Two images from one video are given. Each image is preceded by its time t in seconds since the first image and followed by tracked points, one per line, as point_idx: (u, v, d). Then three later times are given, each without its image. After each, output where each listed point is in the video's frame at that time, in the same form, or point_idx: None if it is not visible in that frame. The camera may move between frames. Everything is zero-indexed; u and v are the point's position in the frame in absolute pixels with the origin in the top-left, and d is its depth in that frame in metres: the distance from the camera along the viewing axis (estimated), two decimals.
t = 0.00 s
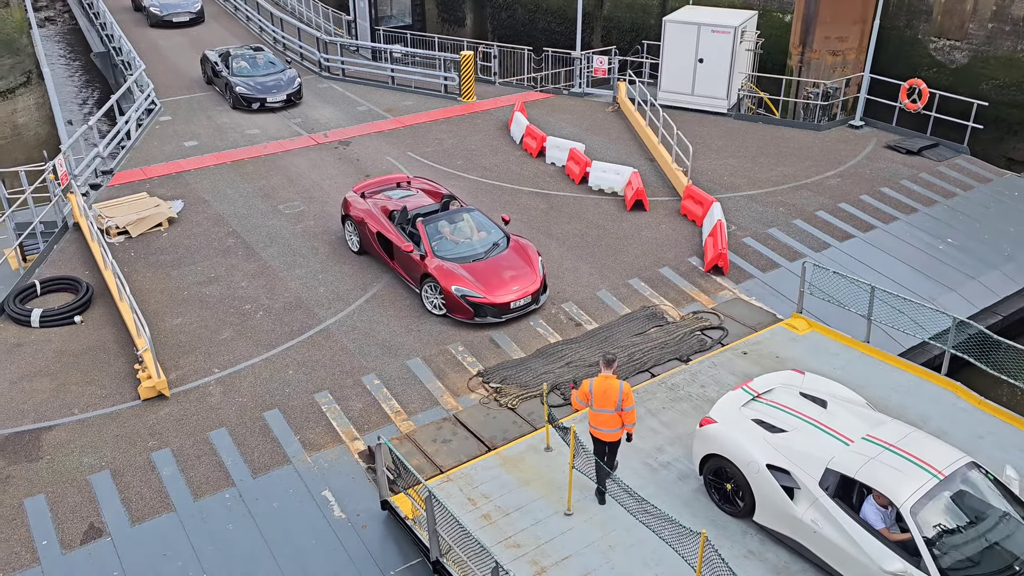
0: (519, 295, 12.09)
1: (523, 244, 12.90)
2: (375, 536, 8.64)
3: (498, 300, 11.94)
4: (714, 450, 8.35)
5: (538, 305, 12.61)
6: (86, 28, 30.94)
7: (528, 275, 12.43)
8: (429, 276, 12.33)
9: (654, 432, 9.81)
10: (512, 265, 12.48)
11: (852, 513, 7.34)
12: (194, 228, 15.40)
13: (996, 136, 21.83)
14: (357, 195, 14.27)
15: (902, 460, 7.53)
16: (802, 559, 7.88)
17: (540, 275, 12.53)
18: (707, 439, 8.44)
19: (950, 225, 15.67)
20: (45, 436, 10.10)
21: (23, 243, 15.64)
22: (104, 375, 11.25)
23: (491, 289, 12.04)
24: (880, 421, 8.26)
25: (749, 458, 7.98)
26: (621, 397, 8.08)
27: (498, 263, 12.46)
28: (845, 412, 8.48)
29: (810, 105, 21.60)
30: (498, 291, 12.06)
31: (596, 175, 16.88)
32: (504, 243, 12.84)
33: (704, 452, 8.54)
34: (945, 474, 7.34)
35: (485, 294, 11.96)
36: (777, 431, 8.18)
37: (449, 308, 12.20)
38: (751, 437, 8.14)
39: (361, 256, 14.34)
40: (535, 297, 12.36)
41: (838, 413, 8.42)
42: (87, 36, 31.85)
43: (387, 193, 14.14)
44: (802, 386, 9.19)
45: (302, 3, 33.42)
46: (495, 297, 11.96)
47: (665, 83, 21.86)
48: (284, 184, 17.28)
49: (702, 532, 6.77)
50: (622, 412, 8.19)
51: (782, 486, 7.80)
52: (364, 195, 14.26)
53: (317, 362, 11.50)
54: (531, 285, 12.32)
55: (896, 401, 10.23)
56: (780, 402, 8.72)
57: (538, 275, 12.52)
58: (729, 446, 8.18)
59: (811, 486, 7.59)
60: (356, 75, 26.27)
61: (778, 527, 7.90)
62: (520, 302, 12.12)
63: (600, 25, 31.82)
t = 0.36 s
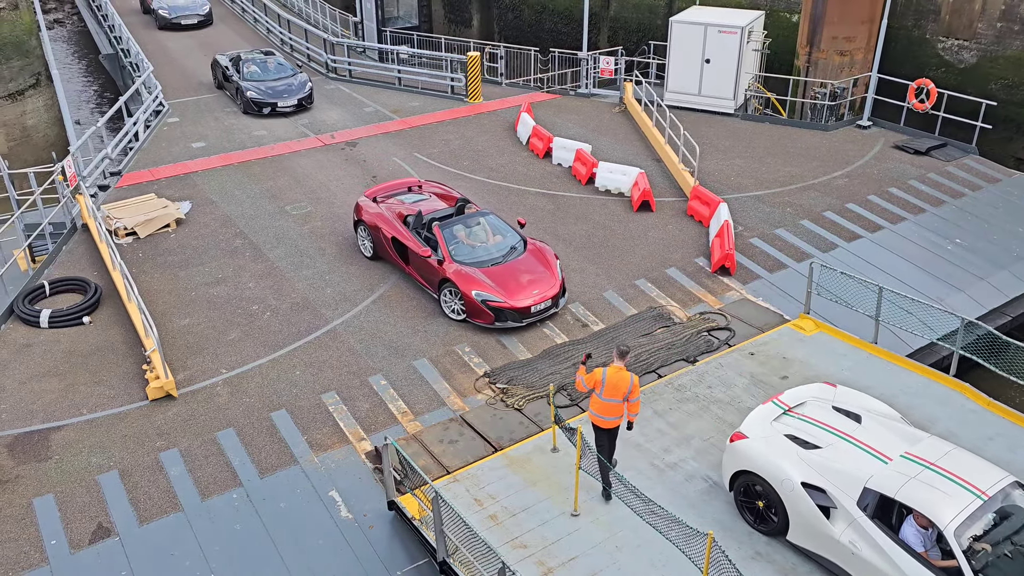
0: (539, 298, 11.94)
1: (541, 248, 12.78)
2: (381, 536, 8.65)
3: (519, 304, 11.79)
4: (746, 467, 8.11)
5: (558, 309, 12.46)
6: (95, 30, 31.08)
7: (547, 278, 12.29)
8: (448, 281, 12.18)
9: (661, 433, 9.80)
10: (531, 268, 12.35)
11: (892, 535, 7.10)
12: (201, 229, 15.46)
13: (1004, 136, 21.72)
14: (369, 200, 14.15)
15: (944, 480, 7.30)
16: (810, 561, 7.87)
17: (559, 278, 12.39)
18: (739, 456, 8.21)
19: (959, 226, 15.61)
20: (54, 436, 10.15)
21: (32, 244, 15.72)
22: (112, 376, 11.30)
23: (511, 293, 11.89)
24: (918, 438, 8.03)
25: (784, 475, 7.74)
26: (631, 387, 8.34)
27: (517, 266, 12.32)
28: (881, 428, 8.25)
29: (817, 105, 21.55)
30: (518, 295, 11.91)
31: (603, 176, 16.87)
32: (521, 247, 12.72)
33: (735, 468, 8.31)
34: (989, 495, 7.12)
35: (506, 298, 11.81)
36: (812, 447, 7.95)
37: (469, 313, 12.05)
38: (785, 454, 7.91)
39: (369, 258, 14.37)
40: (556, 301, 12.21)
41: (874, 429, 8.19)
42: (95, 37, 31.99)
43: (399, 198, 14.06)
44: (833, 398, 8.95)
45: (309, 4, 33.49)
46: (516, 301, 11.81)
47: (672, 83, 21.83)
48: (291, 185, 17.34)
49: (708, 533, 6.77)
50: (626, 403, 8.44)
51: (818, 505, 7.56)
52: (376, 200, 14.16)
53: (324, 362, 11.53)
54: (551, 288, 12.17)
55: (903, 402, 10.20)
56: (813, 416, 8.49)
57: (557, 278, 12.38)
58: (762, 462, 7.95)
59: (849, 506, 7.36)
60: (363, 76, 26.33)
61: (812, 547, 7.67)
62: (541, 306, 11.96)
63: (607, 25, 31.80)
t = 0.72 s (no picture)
0: (559, 301, 11.85)
1: (557, 251, 12.72)
2: (387, 536, 8.66)
3: (539, 307, 11.70)
4: (776, 482, 7.90)
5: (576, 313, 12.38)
6: (102, 31, 31.20)
7: (565, 281, 12.22)
8: (466, 285, 12.11)
9: (667, 433, 9.79)
10: (547, 272, 12.29)
11: (928, 555, 6.90)
12: (208, 229, 15.50)
13: (1012, 136, 21.64)
14: (381, 204, 14.10)
15: (983, 500, 7.11)
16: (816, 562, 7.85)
17: (577, 281, 12.32)
18: (768, 471, 8.00)
19: (967, 226, 15.55)
20: (61, 436, 10.19)
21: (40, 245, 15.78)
22: (119, 376, 11.33)
23: (531, 297, 11.81)
24: (953, 455, 7.83)
25: (816, 492, 7.53)
26: (634, 380, 8.32)
27: (535, 270, 12.27)
28: (914, 443, 8.05)
29: (823, 105, 21.49)
30: (537, 299, 11.83)
31: (609, 176, 16.87)
32: (537, 251, 12.67)
33: (763, 484, 8.10)
34: None
35: (525, 302, 11.72)
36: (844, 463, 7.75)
37: (488, 317, 11.97)
38: (817, 470, 7.70)
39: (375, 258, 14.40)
40: (574, 304, 12.13)
41: (907, 445, 7.99)
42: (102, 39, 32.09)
43: (411, 202, 14.01)
44: (863, 412, 8.74)
45: (315, 5, 33.55)
46: (535, 304, 11.72)
47: (678, 83, 21.80)
48: (297, 185, 17.37)
49: (715, 533, 6.76)
50: (631, 394, 8.45)
51: (852, 524, 7.35)
52: (387, 203, 14.13)
53: (330, 363, 11.55)
54: (570, 291, 12.10)
55: (910, 403, 10.17)
56: (844, 430, 8.29)
57: (575, 281, 12.31)
58: (792, 478, 7.74)
59: (884, 525, 7.15)
60: (369, 77, 26.37)
61: (845, 566, 7.46)
62: (561, 309, 11.87)
63: (613, 26, 31.77)
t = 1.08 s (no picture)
0: (576, 304, 11.75)
1: (572, 254, 12.65)
2: (391, 536, 8.66)
3: (556, 310, 11.60)
4: (803, 498, 7.64)
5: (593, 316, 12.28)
6: (108, 32, 31.31)
7: (581, 284, 12.13)
8: (481, 289, 12.04)
9: (671, 434, 9.78)
10: (562, 275, 12.22)
11: None
12: (212, 229, 15.54)
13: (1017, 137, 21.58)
14: (391, 208, 14.05)
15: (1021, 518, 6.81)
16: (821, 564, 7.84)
17: (593, 284, 12.24)
18: (794, 486, 7.75)
19: (972, 226, 15.51)
20: (66, 436, 10.21)
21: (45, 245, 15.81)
22: (124, 376, 11.36)
23: (547, 300, 11.72)
24: (989, 471, 7.53)
25: (844, 509, 7.27)
26: (621, 375, 8.40)
27: (550, 273, 12.20)
28: (947, 457, 7.75)
29: (828, 106, 21.47)
30: (554, 302, 11.74)
31: (613, 176, 16.87)
32: (551, 254, 12.60)
33: (790, 499, 7.85)
34: None
35: (542, 305, 11.63)
36: (874, 479, 7.49)
37: (505, 321, 11.88)
38: (845, 486, 7.45)
39: (380, 259, 14.43)
40: (591, 307, 12.04)
41: (940, 459, 7.70)
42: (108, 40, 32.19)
43: (421, 205, 13.97)
44: (894, 423, 8.44)
45: (320, 6, 33.62)
46: (552, 307, 11.63)
47: (682, 84, 21.79)
48: (301, 186, 17.40)
49: (719, 535, 6.74)
50: (622, 390, 8.52)
51: (883, 543, 7.08)
52: (396, 207, 14.09)
53: (335, 363, 11.56)
54: (586, 293, 12.01)
55: (915, 404, 10.13)
56: (873, 444, 8.01)
57: (591, 284, 12.23)
58: (820, 495, 7.48)
59: (916, 545, 6.89)
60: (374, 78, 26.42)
61: None
62: (578, 312, 11.77)
63: (617, 26, 31.78)
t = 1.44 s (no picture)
0: (591, 307, 11.68)
1: (584, 258, 12.61)
2: (393, 536, 8.67)
3: (572, 313, 11.53)
4: (832, 517, 7.54)
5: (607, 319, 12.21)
6: (111, 32, 31.36)
7: (595, 286, 12.08)
8: (495, 292, 11.97)
9: (673, 435, 9.77)
10: (576, 278, 12.16)
11: None
12: (215, 230, 15.56)
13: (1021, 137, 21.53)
14: (399, 211, 13.99)
15: None
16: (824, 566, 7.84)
17: (606, 286, 12.19)
18: (824, 504, 7.62)
19: (976, 228, 15.49)
20: (69, 435, 10.23)
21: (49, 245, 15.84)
22: (127, 375, 11.38)
23: (562, 303, 11.66)
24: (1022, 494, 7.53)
25: (878, 530, 7.17)
26: (606, 364, 8.49)
27: (563, 276, 12.14)
28: (980, 479, 7.72)
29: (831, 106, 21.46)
30: (569, 305, 11.67)
31: (615, 177, 16.87)
32: (564, 257, 12.55)
33: (818, 516, 7.71)
34: None
35: (556, 308, 11.56)
36: (908, 500, 7.40)
37: (520, 325, 11.81)
38: (879, 507, 7.35)
39: (383, 259, 14.44)
40: (605, 310, 11.98)
41: (973, 481, 7.67)
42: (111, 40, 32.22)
43: (430, 208, 13.92)
44: (921, 439, 8.38)
45: (323, 6, 33.63)
46: (568, 310, 11.57)
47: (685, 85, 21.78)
48: (304, 186, 17.42)
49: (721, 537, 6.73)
50: (608, 381, 8.57)
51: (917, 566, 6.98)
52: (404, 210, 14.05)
53: (337, 363, 11.57)
54: (600, 296, 11.95)
55: (919, 406, 10.11)
56: (904, 463, 7.93)
57: (605, 287, 12.17)
58: (852, 515, 7.36)
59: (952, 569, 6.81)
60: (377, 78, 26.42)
61: None
62: (593, 315, 11.70)
63: (620, 27, 31.76)
